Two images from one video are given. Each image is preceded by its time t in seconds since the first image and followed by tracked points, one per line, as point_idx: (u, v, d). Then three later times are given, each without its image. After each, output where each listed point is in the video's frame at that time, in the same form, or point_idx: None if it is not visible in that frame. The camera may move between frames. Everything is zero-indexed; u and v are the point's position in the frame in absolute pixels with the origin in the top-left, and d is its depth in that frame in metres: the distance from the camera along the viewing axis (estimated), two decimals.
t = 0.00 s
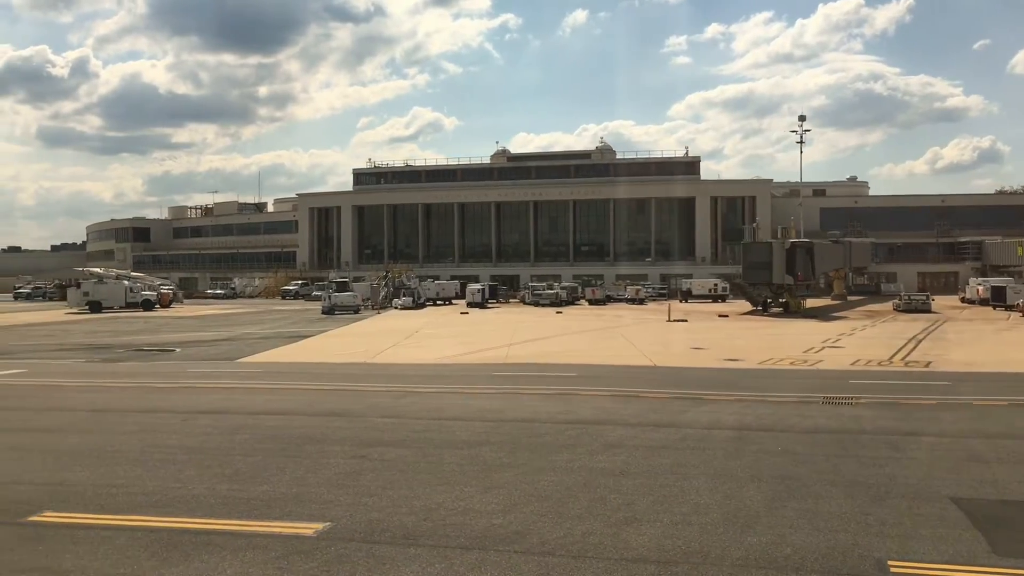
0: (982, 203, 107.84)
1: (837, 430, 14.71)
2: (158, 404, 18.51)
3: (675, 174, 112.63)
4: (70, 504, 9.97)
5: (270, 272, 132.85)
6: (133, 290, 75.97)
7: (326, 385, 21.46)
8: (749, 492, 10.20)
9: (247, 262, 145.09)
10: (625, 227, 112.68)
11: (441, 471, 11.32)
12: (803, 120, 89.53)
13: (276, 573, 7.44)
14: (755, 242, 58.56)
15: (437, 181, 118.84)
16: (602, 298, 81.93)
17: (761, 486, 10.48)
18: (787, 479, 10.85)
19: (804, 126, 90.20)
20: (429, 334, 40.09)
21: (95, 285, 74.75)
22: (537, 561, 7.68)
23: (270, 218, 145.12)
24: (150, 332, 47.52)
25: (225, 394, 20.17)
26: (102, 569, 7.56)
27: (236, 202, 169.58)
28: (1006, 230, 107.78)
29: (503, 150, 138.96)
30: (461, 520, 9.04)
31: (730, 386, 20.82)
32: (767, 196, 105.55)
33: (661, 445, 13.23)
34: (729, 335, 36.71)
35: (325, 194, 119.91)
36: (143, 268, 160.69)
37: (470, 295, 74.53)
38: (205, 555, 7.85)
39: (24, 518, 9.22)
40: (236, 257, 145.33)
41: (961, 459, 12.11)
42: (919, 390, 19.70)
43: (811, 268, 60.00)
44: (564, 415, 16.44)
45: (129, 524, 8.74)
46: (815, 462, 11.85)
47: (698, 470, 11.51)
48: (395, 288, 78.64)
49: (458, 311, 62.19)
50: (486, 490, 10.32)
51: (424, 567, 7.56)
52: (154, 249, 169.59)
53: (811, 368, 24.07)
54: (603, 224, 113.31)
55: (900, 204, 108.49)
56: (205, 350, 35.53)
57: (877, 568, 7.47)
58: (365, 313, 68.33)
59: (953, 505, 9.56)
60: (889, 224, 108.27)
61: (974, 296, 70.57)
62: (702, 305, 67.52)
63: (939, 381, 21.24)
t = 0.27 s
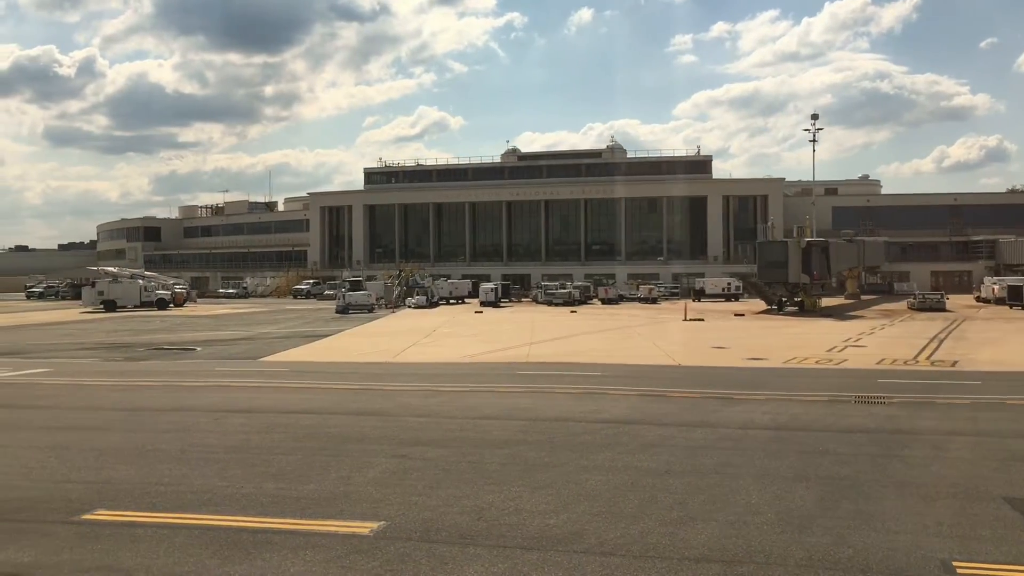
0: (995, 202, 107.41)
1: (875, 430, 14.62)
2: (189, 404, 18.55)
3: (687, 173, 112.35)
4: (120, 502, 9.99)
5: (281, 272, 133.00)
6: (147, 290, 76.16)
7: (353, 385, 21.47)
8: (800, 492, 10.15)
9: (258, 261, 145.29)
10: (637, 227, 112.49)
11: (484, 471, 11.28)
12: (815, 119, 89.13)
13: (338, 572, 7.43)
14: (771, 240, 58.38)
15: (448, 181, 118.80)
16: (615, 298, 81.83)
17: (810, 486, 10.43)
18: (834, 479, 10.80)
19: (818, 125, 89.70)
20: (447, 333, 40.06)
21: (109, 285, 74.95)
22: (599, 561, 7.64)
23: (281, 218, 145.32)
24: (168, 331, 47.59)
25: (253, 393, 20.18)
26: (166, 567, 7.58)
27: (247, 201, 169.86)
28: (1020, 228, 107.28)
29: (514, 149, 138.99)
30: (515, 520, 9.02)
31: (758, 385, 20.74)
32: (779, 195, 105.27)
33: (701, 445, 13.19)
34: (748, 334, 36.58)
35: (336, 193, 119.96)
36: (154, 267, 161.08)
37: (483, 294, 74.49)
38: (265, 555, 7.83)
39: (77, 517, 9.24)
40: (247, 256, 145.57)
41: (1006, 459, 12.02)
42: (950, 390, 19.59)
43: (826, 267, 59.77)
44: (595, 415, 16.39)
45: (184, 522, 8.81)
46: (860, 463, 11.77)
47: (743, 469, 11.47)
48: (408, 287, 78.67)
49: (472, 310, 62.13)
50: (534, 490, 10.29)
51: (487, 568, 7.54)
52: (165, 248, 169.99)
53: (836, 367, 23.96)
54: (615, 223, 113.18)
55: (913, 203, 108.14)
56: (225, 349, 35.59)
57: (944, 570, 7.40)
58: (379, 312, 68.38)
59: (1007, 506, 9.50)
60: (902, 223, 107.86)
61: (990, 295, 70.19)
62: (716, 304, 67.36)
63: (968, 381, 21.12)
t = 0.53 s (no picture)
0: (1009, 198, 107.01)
1: (913, 427, 14.56)
2: (221, 402, 18.57)
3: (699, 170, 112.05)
4: (170, 502, 9.99)
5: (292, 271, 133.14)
6: (161, 289, 76.31)
7: (381, 384, 21.46)
8: (850, 490, 10.10)
9: (268, 260, 145.47)
10: (649, 224, 112.28)
11: (529, 469, 11.25)
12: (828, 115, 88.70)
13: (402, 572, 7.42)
14: (786, 238, 58.22)
15: (459, 179, 118.71)
16: (628, 296, 81.73)
17: (860, 485, 10.37)
18: (883, 478, 10.72)
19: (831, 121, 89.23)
20: (465, 331, 40.06)
21: (123, 284, 75.15)
22: (664, 559, 7.61)
23: (291, 218, 145.50)
24: (185, 330, 47.68)
25: (282, 392, 20.20)
26: (229, 566, 7.58)
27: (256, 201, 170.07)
28: None
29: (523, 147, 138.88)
30: (571, 519, 8.98)
31: (787, 383, 20.68)
32: (792, 192, 104.97)
33: (741, 443, 13.14)
34: (768, 332, 36.50)
35: (347, 192, 119.97)
36: (164, 267, 161.42)
37: (496, 293, 74.47)
38: (327, 554, 7.83)
39: (130, 516, 9.24)
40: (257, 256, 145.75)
41: None
42: (980, 387, 19.51)
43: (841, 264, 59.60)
44: (629, 413, 16.34)
45: (241, 522, 8.82)
46: (906, 461, 11.70)
47: (789, 467, 11.42)
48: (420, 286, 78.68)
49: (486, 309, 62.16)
50: (583, 489, 10.26)
51: (551, 567, 7.50)
52: (175, 248, 170.29)
53: (862, 365, 23.88)
54: (626, 221, 113.02)
55: (926, 199, 107.75)
56: (244, 348, 35.65)
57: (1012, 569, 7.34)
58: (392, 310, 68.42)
59: None
60: (915, 220, 107.49)
61: (1005, 292, 69.89)
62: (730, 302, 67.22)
63: (997, 378, 21.04)
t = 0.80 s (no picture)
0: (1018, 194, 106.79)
1: (947, 424, 14.56)
2: (251, 401, 18.63)
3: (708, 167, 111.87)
4: (220, 500, 10.02)
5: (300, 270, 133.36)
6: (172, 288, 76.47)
7: (407, 382, 21.50)
8: (899, 487, 10.09)
9: (276, 259, 145.71)
10: (657, 222, 112.22)
11: (573, 467, 11.25)
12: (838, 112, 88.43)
13: (466, 569, 7.43)
14: (799, 235, 58.08)
15: (466, 177, 118.70)
16: (638, 293, 81.73)
17: (906, 481, 10.36)
18: (929, 475, 10.70)
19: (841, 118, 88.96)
20: (482, 329, 40.10)
21: (135, 284, 75.35)
22: (727, 557, 7.60)
23: (300, 217, 145.72)
24: (200, 330, 47.79)
25: (310, 390, 20.26)
26: (292, 564, 7.60)
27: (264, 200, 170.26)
28: None
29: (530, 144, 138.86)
30: (625, 516, 8.98)
31: (813, 379, 20.68)
32: (801, 189, 104.79)
33: (780, 440, 13.12)
34: (785, 328, 36.49)
35: (355, 191, 120.01)
36: (172, 266, 161.76)
37: (506, 291, 74.50)
38: (387, 552, 7.85)
39: (184, 514, 9.28)
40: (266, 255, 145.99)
41: None
42: (1007, 383, 19.50)
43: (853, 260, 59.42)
44: (660, 410, 16.35)
45: (294, 521, 8.84)
46: (947, 457, 11.71)
47: (833, 464, 11.41)
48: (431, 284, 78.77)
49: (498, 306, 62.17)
50: (631, 486, 10.26)
51: (615, 564, 7.51)
52: (183, 247, 170.61)
53: (885, 361, 23.88)
54: (635, 218, 113.03)
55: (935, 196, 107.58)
56: (262, 347, 35.76)
57: None
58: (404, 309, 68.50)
59: None
60: (924, 216, 107.27)
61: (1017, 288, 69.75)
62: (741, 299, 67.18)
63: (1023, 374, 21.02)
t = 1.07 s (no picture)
0: None
1: (982, 420, 14.49)
2: (278, 400, 18.61)
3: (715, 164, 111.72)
4: (268, 498, 10.01)
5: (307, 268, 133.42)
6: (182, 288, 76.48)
7: (431, 380, 21.48)
8: (948, 484, 10.04)
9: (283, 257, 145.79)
10: (664, 219, 112.10)
11: (617, 465, 11.22)
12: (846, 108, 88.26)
13: (529, 567, 7.41)
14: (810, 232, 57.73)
15: (473, 176, 118.61)
16: (647, 291, 81.65)
17: (953, 478, 10.31)
18: (976, 472, 10.65)
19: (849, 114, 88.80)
20: (496, 327, 40.09)
21: (145, 284, 75.42)
22: (790, 555, 7.57)
23: (306, 216, 145.76)
24: (214, 328, 47.80)
25: (335, 389, 20.22)
26: (354, 563, 7.59)
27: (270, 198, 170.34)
28: None
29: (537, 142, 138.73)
30: (678, 514, 8.96)
31: (839, 376, 20.61)
32: (809, 186, 104.59)
33: (818, 437, 13.07)
34: (801, 325, 36.41)
35: (362, 190, 119.97)
36: (178, 265, 161.88)
37: (516, 289, 74.43)
38: (446, 551, 7.83)
39: (235, 513, 9.28)
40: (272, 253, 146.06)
41: None
42: None
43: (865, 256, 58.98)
44: (691, 408, 16.32)
45: (347, 519, 8.84)
46: (990, 454, 11.65)
47: (876, 461, 11.36)
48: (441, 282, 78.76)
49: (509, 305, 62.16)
50: (678, 484, 10.24)
51: (677, 562, 7.49)
52: (190, 246, 170.68)
53: (907, 358, 23.81)
54: (642, 216, 112.97)
55: (943, 192, 107.39)
56: (278, 346, 35.77)
57: None
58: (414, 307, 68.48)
59: None
60: (932, 212, 107.10)
61: None
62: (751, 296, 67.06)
63: None
